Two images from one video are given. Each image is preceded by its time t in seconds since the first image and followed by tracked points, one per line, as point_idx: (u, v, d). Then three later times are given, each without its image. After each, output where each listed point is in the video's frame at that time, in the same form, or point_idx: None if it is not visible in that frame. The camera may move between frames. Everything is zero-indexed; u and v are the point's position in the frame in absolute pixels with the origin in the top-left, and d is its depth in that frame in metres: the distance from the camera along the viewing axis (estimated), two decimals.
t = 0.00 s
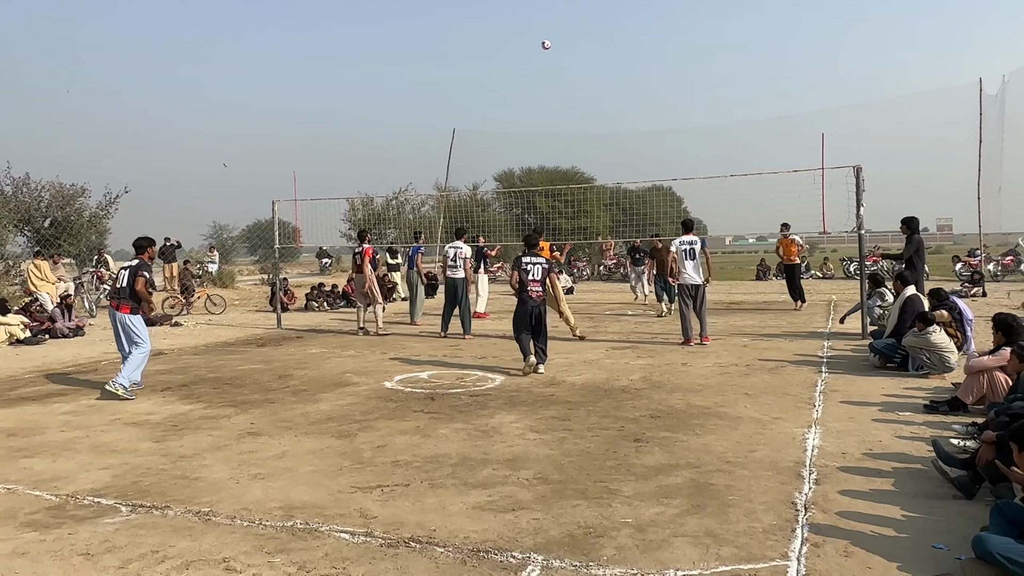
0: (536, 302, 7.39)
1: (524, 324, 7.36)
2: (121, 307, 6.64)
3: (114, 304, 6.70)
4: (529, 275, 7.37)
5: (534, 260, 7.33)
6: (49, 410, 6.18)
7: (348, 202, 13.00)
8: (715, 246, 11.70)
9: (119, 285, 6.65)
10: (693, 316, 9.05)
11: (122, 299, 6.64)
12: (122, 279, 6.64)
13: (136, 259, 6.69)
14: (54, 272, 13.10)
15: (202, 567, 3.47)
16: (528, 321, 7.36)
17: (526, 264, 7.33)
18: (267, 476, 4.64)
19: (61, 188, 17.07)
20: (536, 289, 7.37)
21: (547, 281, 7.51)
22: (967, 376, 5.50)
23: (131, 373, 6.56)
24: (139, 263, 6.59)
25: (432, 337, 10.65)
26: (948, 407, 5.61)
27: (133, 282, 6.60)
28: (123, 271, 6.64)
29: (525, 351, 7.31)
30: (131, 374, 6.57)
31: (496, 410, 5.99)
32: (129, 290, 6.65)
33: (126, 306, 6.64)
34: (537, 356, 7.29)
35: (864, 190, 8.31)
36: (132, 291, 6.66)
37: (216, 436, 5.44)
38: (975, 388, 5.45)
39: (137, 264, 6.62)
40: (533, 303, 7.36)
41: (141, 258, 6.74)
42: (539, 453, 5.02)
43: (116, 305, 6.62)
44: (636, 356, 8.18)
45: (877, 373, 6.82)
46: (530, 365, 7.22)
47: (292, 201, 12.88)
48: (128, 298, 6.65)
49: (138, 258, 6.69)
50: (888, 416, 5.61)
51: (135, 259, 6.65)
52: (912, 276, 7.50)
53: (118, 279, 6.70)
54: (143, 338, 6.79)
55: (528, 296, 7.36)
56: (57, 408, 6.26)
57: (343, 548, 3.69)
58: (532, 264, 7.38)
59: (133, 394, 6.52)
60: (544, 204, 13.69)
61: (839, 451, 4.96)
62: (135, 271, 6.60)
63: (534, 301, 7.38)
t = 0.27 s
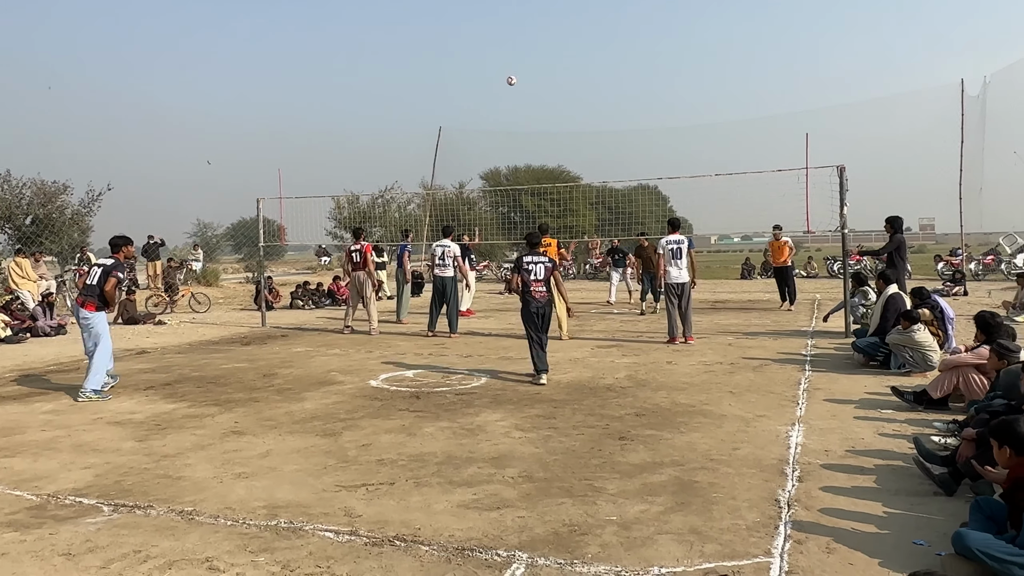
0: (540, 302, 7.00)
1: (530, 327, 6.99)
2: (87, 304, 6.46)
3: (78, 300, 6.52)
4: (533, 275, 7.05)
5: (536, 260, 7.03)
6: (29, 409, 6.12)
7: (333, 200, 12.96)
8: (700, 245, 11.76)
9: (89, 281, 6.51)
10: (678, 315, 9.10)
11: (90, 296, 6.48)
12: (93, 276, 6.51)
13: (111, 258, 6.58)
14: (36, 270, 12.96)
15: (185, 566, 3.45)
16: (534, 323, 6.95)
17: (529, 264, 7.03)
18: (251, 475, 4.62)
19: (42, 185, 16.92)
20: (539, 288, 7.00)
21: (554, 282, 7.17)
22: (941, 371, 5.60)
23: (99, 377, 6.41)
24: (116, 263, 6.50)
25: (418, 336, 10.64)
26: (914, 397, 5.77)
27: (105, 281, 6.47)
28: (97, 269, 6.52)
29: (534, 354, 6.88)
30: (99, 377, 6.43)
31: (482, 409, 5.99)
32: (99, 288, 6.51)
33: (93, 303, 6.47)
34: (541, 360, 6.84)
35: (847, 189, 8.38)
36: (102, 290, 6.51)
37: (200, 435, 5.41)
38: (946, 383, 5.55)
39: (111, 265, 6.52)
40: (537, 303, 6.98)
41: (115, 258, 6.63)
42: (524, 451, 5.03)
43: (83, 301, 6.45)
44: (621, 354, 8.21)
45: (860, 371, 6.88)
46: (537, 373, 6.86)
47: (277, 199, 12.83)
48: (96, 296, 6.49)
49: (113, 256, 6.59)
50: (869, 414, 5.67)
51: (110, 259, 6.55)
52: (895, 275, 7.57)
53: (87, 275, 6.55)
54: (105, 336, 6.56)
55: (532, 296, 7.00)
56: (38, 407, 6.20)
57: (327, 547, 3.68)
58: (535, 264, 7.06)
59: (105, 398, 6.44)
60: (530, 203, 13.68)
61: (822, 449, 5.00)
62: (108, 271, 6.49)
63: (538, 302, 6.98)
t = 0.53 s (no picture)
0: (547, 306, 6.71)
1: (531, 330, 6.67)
2: (57, 304, 6.37)
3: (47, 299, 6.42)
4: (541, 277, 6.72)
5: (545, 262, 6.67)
6: (9, 409, 6.05)
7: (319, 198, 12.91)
8: (686, 244, 11.83)
9: (59, 280, 6.41)
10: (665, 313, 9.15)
11: (60, 296, 6.39)
12: (64, 275, 6.41)
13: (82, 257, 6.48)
14: (17, 268, 12.83)
15: (168, 567, 3.43)
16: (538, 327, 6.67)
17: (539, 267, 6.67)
18: (235, 475, 4.60)
19: (23, 182, 16.74)
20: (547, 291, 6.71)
21: (557, 285, 6.96)
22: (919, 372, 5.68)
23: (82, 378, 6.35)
24: (86, 263, 6.39)
25: (404, 335, 10.62)
26: (892, 400, 5.81)
27: (76, 282, 6.39)
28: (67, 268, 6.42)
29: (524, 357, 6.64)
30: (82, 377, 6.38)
31: (468, 408, 5.99)
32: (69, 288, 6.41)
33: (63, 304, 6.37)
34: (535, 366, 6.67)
35: (831, 190, 8.45)
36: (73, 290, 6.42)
37: (183, 435, 5.37)
38: (924, 384, 5.63)
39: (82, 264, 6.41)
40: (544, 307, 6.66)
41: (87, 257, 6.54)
42: (509, 450, 5.04)
43: (52, 300, 6.36)
44: (607, 353, 8.24)
45: (843, 370, 6.94)
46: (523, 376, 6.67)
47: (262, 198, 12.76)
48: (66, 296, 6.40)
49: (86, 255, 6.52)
50: (852, 412, 5.72)
51: (81, 258, 6.45)
52: (877, 274, 7.64)
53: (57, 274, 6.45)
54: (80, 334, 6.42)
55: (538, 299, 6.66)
56: (18, 407, 6.13)
57: (312, 547, 3.68)
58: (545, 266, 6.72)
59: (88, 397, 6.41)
60: (517, 202, 13.68)
61: (805, 447, 5.04)
62: (78, 270, 6.39)
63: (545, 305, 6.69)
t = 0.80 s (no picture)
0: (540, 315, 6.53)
1: (526, 339, 6.40)
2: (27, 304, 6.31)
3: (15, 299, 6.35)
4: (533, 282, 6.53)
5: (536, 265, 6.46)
6: None
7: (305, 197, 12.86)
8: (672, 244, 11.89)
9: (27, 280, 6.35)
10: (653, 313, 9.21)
11: (29, 295, 6.33)
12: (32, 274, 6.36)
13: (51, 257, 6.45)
14: None
15: (150, 568, 3.41)
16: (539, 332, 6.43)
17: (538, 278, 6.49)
18: (219, 475, 4.58)
19: (4, 181, 16.58)
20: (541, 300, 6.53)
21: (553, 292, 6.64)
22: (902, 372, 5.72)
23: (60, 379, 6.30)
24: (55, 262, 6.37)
25: (390, 334, 10.61)
26: (874, 400, 5.84)
27: (46, 281, 6.35)
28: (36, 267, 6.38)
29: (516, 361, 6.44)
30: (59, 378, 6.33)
31: (453, 408, 5.99)
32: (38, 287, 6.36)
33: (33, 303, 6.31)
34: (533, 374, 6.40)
35: (815, 190, 8.51)
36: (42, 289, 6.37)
37: (166, 435, 5.34)
38: (905, 384, 5.67)
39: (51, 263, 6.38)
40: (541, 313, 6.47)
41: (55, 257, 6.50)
42: (494, 449, 5.04)
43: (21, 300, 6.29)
44: (593, 353, 8.26)
45: (827, 370, 7.00)
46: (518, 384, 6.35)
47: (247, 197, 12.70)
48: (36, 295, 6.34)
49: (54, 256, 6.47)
50: (835, 412, 5.77)
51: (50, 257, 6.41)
52: (861, 274, 7.71)
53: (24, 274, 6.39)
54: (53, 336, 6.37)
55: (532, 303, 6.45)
56: None
57: (295, 547, 3.66)
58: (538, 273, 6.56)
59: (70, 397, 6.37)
60: (504, 202, 13.68)
61: (788, 446, 5.08)
62: (48, 269, 6.37)
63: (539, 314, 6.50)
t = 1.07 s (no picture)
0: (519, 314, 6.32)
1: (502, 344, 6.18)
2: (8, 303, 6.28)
3: None
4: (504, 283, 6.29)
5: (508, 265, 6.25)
6: None
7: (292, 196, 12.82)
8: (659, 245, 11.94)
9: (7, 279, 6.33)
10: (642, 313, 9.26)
11: (9, 294, 6.30)
12: (12, 273, 6.34)
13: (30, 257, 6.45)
14: None
15: (131, 570, 3.40)
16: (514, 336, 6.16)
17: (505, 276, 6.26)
18: (202, 477, 4.56)
19: None
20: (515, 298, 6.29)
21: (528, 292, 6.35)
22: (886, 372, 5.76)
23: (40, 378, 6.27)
24: (35, 260, 6.39)
25: (377, 334, 10.60)
26: (857, 400, 5.88)
27: (25, 279, 6.33)
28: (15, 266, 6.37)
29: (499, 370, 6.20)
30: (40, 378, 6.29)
31: (439, 408, 6.00)
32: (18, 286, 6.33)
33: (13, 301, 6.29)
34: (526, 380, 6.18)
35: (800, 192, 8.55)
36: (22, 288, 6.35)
37: (150, 436, 5.32)
38: (888, 384, 5.72)
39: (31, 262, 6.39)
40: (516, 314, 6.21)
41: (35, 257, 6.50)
42: (479, 450, 5.05)
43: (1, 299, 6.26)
44: (579, 353, 8.28)
45: (811, 370, 7.05)
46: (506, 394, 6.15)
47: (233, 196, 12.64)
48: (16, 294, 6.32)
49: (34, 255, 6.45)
50: (819, 412, 5.80)
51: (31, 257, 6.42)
52: (845, 276, 7.77)
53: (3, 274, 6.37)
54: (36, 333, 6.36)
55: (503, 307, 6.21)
56: None
57: (278, 549, 3.66)
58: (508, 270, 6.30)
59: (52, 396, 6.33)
60: (492, 202, 13.68)
61: (772, 446, 5.11)
62: (28, 268, 6.36)
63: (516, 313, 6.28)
